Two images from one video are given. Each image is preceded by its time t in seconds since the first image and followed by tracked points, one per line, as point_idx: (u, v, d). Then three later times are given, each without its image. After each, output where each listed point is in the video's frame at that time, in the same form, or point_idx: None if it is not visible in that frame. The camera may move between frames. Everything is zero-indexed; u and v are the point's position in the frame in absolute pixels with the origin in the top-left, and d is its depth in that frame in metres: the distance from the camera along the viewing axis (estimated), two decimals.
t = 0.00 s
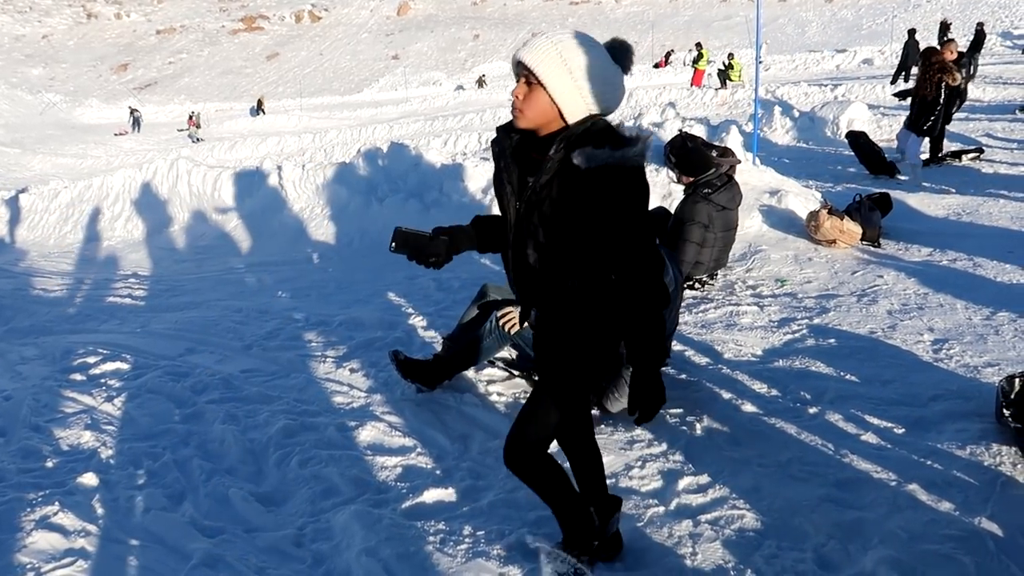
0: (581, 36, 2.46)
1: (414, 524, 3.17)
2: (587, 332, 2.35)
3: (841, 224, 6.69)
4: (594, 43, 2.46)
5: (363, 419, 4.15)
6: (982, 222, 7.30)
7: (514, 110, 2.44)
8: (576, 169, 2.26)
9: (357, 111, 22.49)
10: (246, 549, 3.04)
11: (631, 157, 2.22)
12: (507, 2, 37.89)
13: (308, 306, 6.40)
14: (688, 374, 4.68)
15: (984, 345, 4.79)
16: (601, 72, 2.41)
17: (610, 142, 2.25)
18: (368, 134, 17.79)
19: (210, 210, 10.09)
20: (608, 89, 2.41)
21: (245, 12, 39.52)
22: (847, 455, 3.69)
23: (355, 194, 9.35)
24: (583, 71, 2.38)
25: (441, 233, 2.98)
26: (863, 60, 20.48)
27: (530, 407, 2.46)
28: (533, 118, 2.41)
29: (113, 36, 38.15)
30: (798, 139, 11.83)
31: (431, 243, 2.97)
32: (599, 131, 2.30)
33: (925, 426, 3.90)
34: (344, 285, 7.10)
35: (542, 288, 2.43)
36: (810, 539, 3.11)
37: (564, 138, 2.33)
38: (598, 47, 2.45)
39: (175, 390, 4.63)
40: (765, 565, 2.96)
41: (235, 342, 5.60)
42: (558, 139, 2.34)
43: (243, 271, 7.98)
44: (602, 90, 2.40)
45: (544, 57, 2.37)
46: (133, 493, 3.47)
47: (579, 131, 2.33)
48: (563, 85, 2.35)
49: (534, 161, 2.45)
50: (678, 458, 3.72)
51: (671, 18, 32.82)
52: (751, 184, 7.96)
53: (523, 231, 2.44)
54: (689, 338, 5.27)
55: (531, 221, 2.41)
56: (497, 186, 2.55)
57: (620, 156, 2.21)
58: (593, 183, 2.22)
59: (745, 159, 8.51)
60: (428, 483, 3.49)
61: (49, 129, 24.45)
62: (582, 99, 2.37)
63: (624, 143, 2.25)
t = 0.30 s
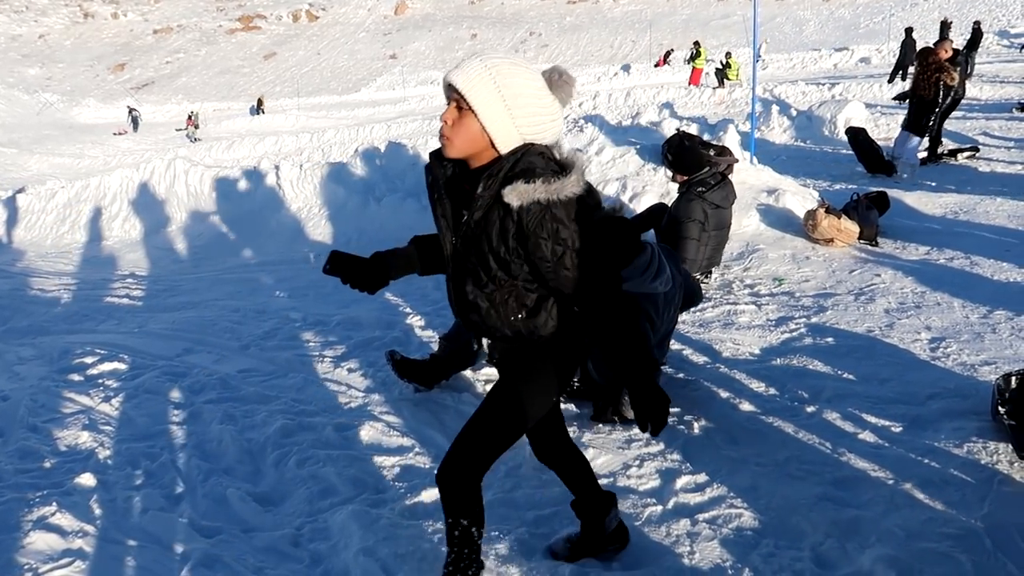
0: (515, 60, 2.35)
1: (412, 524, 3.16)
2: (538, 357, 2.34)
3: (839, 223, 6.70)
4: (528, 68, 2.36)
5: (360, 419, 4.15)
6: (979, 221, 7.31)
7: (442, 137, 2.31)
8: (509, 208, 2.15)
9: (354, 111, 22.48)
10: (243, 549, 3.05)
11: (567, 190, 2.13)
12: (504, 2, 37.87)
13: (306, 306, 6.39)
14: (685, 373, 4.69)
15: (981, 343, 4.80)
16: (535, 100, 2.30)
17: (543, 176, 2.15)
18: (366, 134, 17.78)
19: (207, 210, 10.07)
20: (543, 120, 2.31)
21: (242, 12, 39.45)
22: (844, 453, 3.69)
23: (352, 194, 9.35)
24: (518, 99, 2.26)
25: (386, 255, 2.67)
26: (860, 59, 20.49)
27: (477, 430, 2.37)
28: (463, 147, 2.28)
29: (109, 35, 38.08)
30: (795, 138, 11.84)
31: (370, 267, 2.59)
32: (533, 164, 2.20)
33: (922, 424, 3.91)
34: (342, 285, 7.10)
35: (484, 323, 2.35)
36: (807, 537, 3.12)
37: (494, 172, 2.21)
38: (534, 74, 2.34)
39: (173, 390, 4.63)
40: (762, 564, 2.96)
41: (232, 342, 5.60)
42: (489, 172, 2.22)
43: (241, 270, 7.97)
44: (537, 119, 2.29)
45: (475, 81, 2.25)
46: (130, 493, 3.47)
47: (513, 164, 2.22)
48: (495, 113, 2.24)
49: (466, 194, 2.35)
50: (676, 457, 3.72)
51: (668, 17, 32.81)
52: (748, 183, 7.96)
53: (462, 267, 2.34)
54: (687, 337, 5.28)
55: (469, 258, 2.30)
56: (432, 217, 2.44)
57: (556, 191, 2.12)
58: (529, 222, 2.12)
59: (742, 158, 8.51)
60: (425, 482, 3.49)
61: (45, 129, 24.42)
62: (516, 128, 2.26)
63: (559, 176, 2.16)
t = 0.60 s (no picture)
0: (448, 75, 2.24)
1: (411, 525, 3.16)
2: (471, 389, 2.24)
3: (837, 223, 6.70)
4: (461, 82, 2.25)
5: (359, 419, 4.15)
6: (977, 221, 7.32)
7: (372, 159, 2.22)
8: (439, 235, 2.06)
9: (352, 112, 22.50)
10: (242, 549, 3.05)
11: (501, 220, 2.05)
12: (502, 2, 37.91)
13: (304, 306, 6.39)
14: (684, 373, 4.69)
15: (979, 343, 4.81)
16: (466, 118, 2.20)
17: (476, 203, 2.05)
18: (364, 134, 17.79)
19: (205, 210, 10.07)
20: (478, 138, 2.20)
21: (240, 12, 39.44)
22: (842, 453, 3.70)
23: (350, 194, 9.35)
24: (444, 117, 2.16)
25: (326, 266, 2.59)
26: (857, 60, 20.53)
27: (419, 456, 2.30)
28: (392, 168, 2.19)
29: (107, 36, 38.06)
30: (793, 138, 11.85)
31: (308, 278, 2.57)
32: (468, 189, 2.10)
33: (920, 424, 3.91)
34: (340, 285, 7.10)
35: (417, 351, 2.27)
36: (806, 537, 3.12)
37: (427, 198, 2.11)
38: (467, 88, 2.24)
39: (171, 391, 4.63)
40: (760, 564, 2.96)
41: (231, 342, 5.60)
42: (421, 198, 2.12)
43: (239, 271, 7.97)
44: (472, 140, 2.19)
45: (399, 99, 2.15)
46: (128, 494, 3.47)
47: (445, 189, 2.12)
48: (424, 135, 2.14)
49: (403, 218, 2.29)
50: (674, 457, 3.73)
51: (666, 17, 32.84)
52: (746, 183, 7.96)
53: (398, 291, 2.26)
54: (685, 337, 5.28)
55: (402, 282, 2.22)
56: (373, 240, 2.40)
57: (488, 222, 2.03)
58: (457, 253, 2.03)
59: (740, 157, 8.51)
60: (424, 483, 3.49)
61: (44, 129, 24.42)
62: (448, 149, 2.16)
63: (494, 204, 2.07)
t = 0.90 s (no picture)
0: (391, 45, 2.12)
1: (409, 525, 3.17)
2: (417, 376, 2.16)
3: (835, 223, 6.70)
4: (407, 53, 2.13)
5: (358, 419, 4.15)
6: (975, 220, 7.32)
7: (325, 145, 2.15)
8: (386, 211, 1.95)
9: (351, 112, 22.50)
10: (240, 550, 3.05)
11: (451, 200, 1.94)
12: (501, 2, 37.92)
13: (303, 307, 6.39)
14: (683, 373, 4.69)
15: (978, 343, 4.81)
16: (414, 89, 2.07)
17: (427, 179, 1.94)
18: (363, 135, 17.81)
19: (204, 211, 10.08)
20: (430, 112, 2.09)
21: (239, 13, 39.44)
22: (841, 452, 3.70)
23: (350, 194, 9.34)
24: (391, 90, 2.04)
25: (301, 255, 2.55)
26: (856, 59, 20.55)
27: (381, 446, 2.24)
28: (345, 152, 2.12)
29: (106, 36, 38.04)
30: (792, 138, 11.86)
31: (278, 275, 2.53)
32: (420, 164, 1.99)
33: (919, 423, 3.92)
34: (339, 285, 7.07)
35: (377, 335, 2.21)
36: (804, 537, 3.12)
37: (377, 173, 2.01)
38: (414, 60, 2.11)
39: (170, 392, 4.63)
40: (759, 564, 2.96)
41: (230, 343, 5.60)
42: (371, 172, 2.03)
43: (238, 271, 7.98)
44: (423, 112, 2.07)
45: (343, 80, 2.04)
46: (127, 495, 3.47)
47: (396, 163, 2.03)
48: (370, 113, 2.04)
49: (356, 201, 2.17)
50: (673, 457, 3.72)
51: (665, 17, 32.87)
52: (745, 183, 7.96)
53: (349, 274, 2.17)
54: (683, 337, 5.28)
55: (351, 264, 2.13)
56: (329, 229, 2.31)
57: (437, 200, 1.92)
58: (403, 230, 1.93)
59: (739, 157, 8.52)
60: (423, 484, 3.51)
61: (43, 130, 24.43)
62: (397, 126, 2.05)
63: (446, 182, 1.95)
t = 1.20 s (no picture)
0: (330, 10, 2.07)
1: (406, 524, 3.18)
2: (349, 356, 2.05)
3: (832, 220, 6.71)
4: (346, 15, 2.08)
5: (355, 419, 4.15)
6: (972, 218, 7.33)
7: (274, 123, 2.09)
8: (328, 183, 1.93)
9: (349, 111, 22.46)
10: (238, 549, 3.05)
11: (396, 179, 1.90)
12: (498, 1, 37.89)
13: (299, 306, 6.37)
14: (680, 371, 4.69)
15: (974, 340, 4.82)
16: (358, 54, 2.03)
17: (374, 156, 1.91)
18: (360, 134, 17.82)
19: (201, 210, 10.05)
20: (379, 76, 2.05)
21: (235, 12, 39.36)
22: (838, 450, 3.71)
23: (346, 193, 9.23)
24: (332, 58, 2.00)
25: (269, 233, 2.40)
26: (853, 57, 20.57)
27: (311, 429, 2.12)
28: (293, 128, 2.05)
29: (102, 36, 37.92)
30: (790, 136, 11.86)
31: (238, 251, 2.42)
32: (369, 141, 1.97)
33: (916, 421, 3.93)
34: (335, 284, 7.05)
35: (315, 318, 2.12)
36: (801, 535, 3.13)
37: (326, 147, 1.99)
38: (354, 22, 2.06)
39: (167, 392, 4.62)
40: (756, 562, 2.97)
41: (226, 342, 5.59)
42: (318, 144, 2.00)
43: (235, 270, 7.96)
44: (371, 77, 2.03)
45: (281, 53, 1.99)
46: (124, 495, 3.46)
47: (346, 138, 2.01)
48: (315, 83, 1.99)
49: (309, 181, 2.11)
50: (670, 455, 3.73)
51: (662, 15, 32.87)
52: (742, 181, 7.96)
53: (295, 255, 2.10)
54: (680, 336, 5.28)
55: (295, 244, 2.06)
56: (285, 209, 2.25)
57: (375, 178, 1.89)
58: (342, 205, 1.89)
59: (736, 156, 8.52)
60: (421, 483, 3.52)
61: (39, 130, 24.37)
62: (344, 94, 2.00)
63: (392, 161, 1.92)
